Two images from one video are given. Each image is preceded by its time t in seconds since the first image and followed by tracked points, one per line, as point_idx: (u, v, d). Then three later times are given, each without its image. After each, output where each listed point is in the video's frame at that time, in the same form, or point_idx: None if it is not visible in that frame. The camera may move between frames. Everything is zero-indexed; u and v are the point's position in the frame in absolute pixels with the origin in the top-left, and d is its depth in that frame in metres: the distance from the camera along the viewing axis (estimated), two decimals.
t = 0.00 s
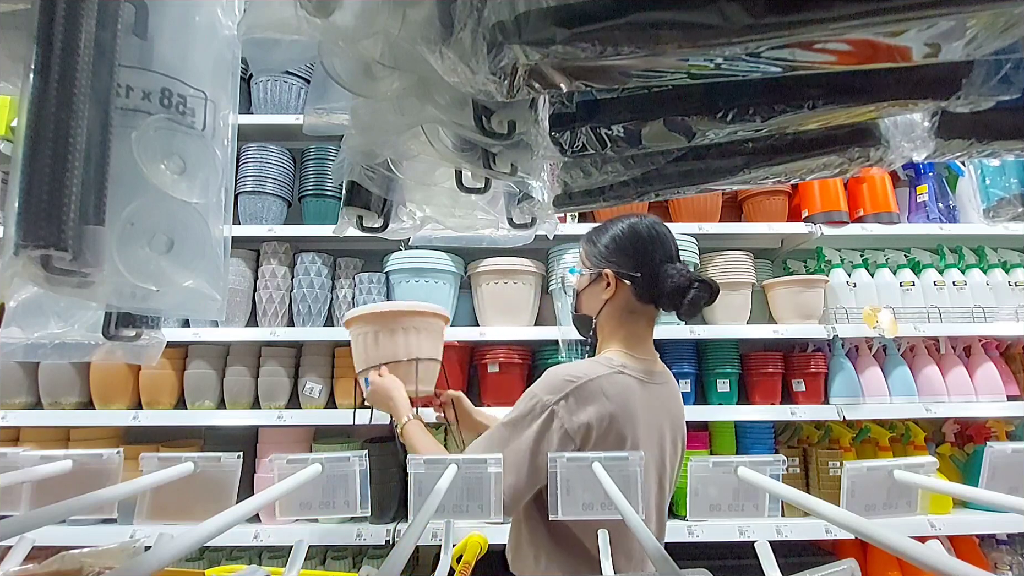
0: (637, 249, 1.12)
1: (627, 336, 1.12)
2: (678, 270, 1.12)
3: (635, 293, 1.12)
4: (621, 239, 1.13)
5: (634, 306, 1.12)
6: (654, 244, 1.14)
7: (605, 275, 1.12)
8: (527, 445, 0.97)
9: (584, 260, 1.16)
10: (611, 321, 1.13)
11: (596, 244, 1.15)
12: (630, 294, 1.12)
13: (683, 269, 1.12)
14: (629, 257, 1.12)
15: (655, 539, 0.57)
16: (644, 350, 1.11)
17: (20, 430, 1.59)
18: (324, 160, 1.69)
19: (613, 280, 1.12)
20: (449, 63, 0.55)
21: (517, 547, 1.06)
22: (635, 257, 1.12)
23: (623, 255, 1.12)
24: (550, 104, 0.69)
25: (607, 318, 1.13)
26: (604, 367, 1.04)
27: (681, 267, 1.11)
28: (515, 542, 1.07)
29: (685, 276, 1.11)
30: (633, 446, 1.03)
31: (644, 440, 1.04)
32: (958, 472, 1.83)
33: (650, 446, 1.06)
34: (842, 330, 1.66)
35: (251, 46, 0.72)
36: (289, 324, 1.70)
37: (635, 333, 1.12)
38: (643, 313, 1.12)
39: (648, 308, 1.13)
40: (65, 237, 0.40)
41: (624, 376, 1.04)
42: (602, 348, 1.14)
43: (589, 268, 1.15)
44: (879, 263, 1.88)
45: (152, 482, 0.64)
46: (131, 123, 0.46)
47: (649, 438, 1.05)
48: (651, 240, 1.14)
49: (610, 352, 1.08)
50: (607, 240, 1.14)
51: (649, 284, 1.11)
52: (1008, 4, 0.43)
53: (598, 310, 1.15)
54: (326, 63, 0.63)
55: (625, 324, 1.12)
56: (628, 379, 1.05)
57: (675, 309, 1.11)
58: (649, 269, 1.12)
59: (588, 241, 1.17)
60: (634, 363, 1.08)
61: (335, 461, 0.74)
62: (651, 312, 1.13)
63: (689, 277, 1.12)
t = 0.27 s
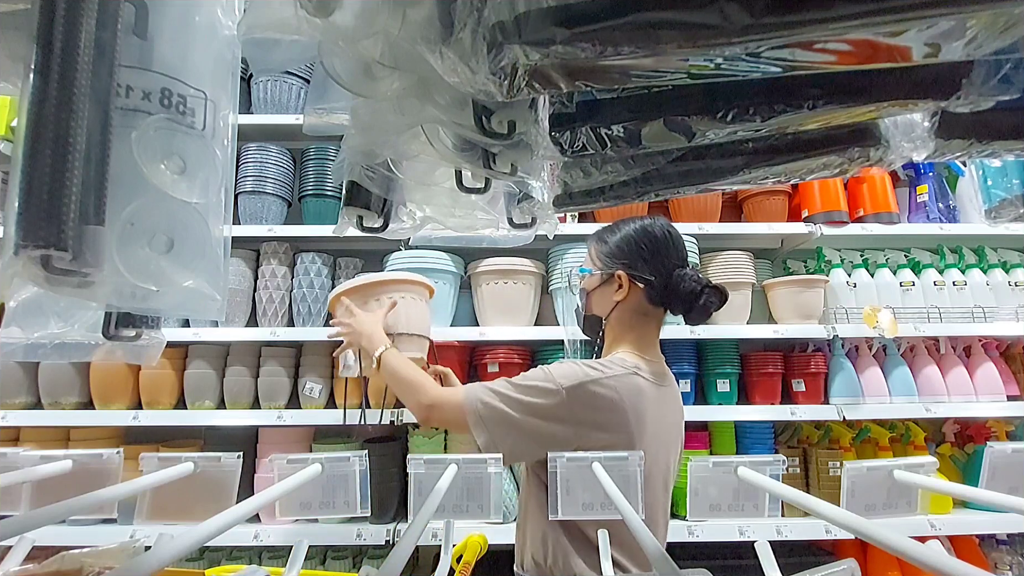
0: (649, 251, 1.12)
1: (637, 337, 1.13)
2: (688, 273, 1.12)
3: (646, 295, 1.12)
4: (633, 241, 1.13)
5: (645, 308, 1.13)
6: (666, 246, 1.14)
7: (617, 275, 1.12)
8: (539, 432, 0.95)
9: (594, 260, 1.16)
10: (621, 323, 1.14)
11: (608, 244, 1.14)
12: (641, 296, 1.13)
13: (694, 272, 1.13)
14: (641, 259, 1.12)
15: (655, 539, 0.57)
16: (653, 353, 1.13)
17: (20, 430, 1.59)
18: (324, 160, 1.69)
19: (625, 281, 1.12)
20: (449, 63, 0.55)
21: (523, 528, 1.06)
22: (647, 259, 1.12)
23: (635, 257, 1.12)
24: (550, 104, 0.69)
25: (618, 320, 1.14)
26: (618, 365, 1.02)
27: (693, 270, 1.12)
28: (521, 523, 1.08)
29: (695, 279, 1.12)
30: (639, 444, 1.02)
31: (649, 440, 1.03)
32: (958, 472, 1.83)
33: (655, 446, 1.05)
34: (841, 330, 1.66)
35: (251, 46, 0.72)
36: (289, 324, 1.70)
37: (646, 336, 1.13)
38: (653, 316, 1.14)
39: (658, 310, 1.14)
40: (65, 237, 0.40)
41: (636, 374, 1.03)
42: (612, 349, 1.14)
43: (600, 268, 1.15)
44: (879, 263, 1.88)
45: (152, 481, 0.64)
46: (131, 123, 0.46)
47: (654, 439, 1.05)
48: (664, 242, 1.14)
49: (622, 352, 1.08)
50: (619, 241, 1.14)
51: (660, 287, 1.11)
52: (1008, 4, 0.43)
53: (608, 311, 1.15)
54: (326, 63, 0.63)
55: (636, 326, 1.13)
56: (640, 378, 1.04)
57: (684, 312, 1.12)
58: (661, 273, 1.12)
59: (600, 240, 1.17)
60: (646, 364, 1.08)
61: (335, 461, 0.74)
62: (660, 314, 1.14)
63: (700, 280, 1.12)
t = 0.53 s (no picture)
0: (651, 252, 1.12)
1: (638, 339, 1.13)
2: (690, 274, 1.12)
3: (648, 296, 1.12)
4: (635, 242, 1.13)
5: (647, 309, 1.13)
6: (667, 247, 1.14)
7: (618, 276, 1.12)
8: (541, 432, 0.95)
9: (595, 260, 1.16)
10: (623, 324, 1.13)
11: (609, 245, 1.14)
12: (643, 297, 1.13)
13: (696, 274, 1.13)
14: (643, 260, 1.12)
15: (655, 539, 0.57)
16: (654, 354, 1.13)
17: (20, 430, 1.59)
18: (324, 160, 1.69)
19: (627, 282, 1.12)
20: (449, 63, 0.55)
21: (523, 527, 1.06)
22: (649, 260, 1.12)
23: (637, 258, 1.12)
24: (550, 104, 0.69)
25: (619, 321, 1.14)
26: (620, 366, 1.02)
27: (695, 271, 1.12)
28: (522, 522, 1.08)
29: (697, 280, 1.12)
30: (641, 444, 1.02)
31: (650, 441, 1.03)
32: (959, 472, 1.83)
33: (656, 447, 1.05)
34: (841, 330, 1.66)
35: (251, 46, 0.72)
36: (289, 323, 1.70)
37: (647, 337, 1.13)
38: (654, 317, 1.14)
39: (660, 311, 1.14)
40: (65, 237, 0.40)
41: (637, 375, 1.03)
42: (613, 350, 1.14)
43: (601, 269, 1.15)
44: (879, 263, 1.88)
45: (152, 481, 0.64)
46: (131, 123, 0.46)
47: (655, 439, 1.05)
48: (665, 243, 1.14)
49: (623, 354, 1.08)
50: (621, 241, 1.14)
51: (661, 288, 1.11)
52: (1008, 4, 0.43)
53: (609, 312, 1.15)
54: (326, 63, 0.63)
55: (637, 327, 1.13)
56: (642, 379, 1.04)
57: (686, 314, 1.13)
58: (663, 273, 1.12)
59: (601, 241, 1.17)
60: (647, 365, 1.08)
61: (335, 461, 0.74)
62: (662, 315, 1.14)
63: (702, 281, 1.12)
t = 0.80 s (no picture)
0: (649, 251, 1.12)
1: (638, 338, 1.13)
2: (688, 272, 1.13)
3: (647, 295, 1.12)
4: (632, 241, 1.13)
5: (647, 307, 1.13)
6: (665, 245, 1.14)
7: (617, 277, 1.12)
8: (544, 437, 0.96)
9: (593, 260, 1.15)
10: (622, 324, 1.14)
11: (607, 245, 1.14)
12: (642, 297, 1.13)
13: (694, 272, 1.13)
14: (641, 259, 1.12)
15: (655, 539, 0.57)
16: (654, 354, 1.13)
17: (20, 430, 1.59)
18: (324, 160, 1.69)
19: (626, 282, 1.12)
20: (449, 63, 0.55)
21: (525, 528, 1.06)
22: (647, 260, 1.12)
23: (635, 257, 1.12)
24: (550, 104, 0.69)
25: (619, 322, 1.14)
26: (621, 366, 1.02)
27: (693, 270, 1.12)
28: (524, 524, 1.08)
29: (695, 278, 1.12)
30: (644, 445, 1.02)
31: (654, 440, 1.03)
32: (959, 472, 1.83)
33: (659, 447, 1.05)
34: (841, 330, 1.66)
35: (251, 46, 0.72)
36: (289, 323, 1.70)
37: (647, 337, 1.13)
38: (654, 316, 1.14)
39: (659, 310, 1.14)
40: (65, 237, 0.40)
41: (640, 375, 1.03)
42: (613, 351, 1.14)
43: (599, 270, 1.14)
44: (879, 263, 1.88)
45: (152, 482, 0.64)
46: (131, 123, 0.46)
47: (658, 439, 1.05)
48: (662, 241, 1.14)
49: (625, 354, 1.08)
50: (619, 241, 1.13)
51: (660, 287, 1.12)
52: (1008, 4, 0.43)
53: (608, 313, 1.15)
54: (326, 63, 0.63)
55: (637, 327, 1.13)
56: (645, 378, 1.04)
57: (685, 312, 1.13)
58: (661, 273, 1.12)
59: (598, 240, 1.16)
60: (649, 364, 1.08)
61: (335, 461, 0.74)
62: (661, 314, 1.15)
63: (699, 279, 1.13)
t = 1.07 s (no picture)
0: (651, 250, 1.12)
1: (644, 337, 1.12)
2: (692, 270, 1.12)
3: (651, 294, 1.12)
4: (635, 240, 1.13)
5: (651, 306, 1.13)
6: (667, 244, 1.14)
7: (620, 276, 1.12)
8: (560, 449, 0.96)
9: (597, 261, 1.16)
10: (628, 323, 1.13)
11: (609, 245, 1.14)
12: (646, 295, 1.12)
13: (697, 269, 1.13)
14: (643, 257, 1.12)
15: (655, 539, 0.57)
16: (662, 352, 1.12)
17: (20, 430, 1.59)
18: (324, 160, 1.69)
19: (629, 280, 1.11)
20: (449, 63, 0.55)
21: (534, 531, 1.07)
22: (649, 258, 1.12)
23: (638, 256, 1.12)
24: (550, 104, 0.69)
25: (624, 320, 1.14)
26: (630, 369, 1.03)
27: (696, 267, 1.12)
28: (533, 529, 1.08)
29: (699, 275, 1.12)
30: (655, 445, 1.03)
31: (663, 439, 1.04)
32: (958, 471, 1.83)
33: (669, 444, 1.06)
34: (842, 330, 1.66)
35: (251, 46, 0.72)
36: (289, 324, 1.70)
37: (653, 335, 1.12)
38: (659, 314, 1.13)
39: (664, 308, 1.14)
40: (65, 238, 0.40)
41: (647, 376, 1.04)
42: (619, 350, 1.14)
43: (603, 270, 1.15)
44: (879, 263, 1.88)
45: (152, 482, 0.64)
46: (131, 123, 0.46)
47: (667, 437, 1.06)
48: (665, 240, 1.14)
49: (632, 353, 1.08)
50: (622, 241, 1.13)
51: (665, 285, 1.11)
52: (1009, 4, 0.43)
53: (613, 312, 1.15)
54: (326, 63, 0.63)
55: (643, 325, 1.12)
56: (653, 379, 1.05)
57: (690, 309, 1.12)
58: (664, 271, 1.12)
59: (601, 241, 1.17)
60: (656, 363, 1.08)
61: (335, 461, 0.74)
62: (666, 312, 1.14)
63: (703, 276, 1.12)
